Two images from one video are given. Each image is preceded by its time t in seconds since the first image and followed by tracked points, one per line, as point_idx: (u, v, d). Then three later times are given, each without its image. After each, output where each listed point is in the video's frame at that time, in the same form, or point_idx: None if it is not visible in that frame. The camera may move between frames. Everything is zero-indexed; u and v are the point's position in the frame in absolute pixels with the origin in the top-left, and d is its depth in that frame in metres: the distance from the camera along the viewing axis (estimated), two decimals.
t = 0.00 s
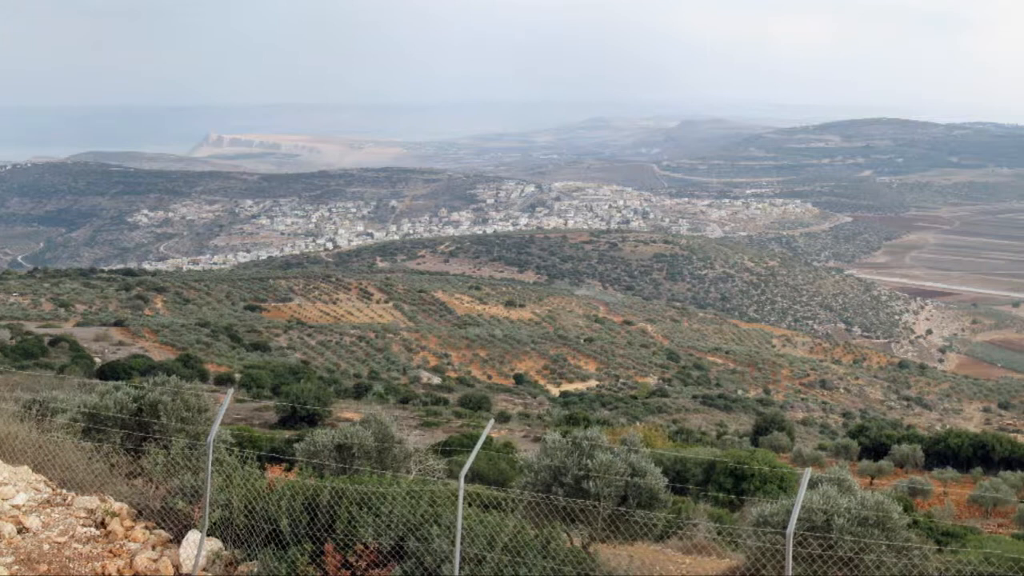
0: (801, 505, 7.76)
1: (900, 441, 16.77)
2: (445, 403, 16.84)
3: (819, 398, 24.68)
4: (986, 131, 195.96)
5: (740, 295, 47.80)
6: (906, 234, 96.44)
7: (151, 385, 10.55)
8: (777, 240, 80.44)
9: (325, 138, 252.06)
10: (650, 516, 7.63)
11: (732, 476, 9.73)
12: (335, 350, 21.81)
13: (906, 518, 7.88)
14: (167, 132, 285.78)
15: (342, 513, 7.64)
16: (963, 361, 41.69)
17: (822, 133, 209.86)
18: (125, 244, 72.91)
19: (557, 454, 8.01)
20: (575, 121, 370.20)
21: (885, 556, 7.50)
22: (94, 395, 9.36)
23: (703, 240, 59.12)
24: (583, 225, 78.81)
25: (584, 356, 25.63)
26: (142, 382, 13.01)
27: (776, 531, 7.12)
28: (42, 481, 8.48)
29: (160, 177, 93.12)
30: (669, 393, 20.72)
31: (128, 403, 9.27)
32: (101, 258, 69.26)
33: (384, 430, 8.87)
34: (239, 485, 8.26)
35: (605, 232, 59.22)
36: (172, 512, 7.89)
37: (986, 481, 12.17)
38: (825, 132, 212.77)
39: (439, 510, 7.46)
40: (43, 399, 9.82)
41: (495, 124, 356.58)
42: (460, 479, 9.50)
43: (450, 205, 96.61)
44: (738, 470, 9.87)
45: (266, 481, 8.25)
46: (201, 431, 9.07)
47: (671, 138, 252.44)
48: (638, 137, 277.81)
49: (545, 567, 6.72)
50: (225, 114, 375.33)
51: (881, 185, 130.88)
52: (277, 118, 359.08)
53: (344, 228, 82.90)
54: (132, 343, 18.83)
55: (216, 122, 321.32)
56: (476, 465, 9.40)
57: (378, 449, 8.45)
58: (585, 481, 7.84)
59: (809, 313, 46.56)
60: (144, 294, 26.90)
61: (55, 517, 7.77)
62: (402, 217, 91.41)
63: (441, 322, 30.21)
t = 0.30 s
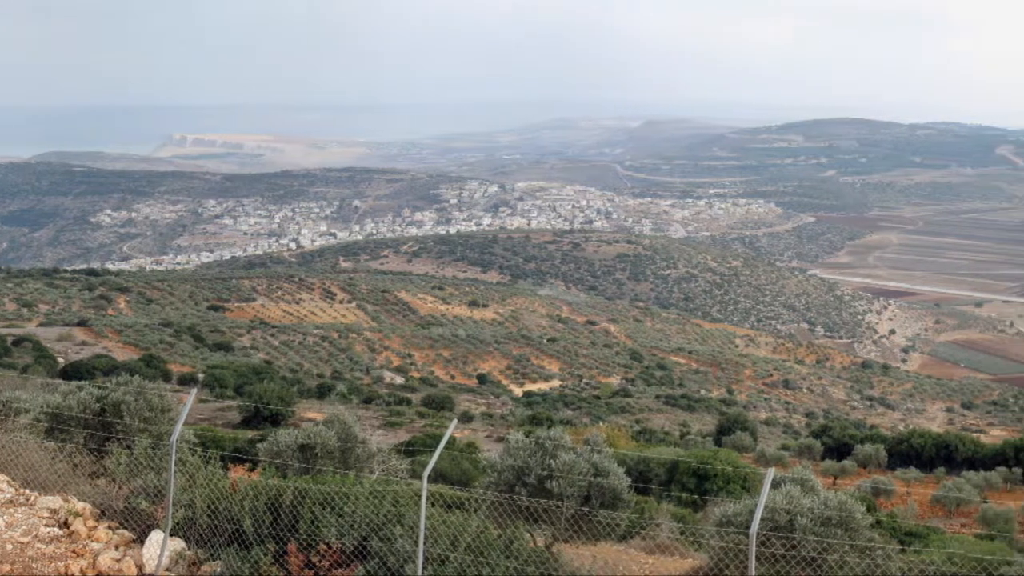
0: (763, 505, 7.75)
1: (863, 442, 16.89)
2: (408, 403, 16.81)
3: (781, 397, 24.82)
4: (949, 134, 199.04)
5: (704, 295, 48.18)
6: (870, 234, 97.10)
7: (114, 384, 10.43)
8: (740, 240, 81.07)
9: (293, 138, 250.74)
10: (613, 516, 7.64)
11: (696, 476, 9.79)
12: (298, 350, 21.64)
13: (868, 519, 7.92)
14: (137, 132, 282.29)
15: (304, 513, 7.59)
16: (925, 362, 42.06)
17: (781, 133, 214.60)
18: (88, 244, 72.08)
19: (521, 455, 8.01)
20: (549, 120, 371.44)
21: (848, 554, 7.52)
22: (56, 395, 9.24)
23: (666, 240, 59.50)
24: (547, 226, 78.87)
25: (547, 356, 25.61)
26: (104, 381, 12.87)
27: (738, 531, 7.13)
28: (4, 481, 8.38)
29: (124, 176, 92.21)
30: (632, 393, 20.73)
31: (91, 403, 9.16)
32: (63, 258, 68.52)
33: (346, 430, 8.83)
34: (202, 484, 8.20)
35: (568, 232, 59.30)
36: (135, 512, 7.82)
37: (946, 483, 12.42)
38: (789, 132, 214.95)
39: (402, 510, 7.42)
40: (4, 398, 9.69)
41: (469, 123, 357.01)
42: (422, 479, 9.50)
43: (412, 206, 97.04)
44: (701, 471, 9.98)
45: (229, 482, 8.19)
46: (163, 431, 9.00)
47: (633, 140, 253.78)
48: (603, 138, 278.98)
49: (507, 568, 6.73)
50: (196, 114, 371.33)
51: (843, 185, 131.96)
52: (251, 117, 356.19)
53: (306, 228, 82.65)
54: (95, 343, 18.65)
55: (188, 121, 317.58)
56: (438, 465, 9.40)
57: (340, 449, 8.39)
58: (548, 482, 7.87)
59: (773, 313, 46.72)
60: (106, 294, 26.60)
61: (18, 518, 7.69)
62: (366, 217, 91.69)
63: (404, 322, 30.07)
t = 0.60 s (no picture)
0: (726, 505, 7.78)
1: (827, 441, 16.97)
2: (371, 403, 16.77)
3: (745, 397, 24.89)
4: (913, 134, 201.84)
5: (667, 295, 48.45)
6: (833, 234, 97.53)
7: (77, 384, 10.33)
8: (703, 240, 81.56)
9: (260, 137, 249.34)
10: (576, 516, 7.67)
11: (659, 476, 9.86)
12: (261, 350, 21.44)
13: (831, 519, 7.98)
14: (104, 133, 278.69)
15: (267, 513, 7.53)
16: (889, 361, 42.25)
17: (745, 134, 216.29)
18: (51, 244, 71.24)
19: (484, 455, 8.03)
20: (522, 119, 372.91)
21: (811, 554, 7.54)
22: (18, 395, 9.16)
23: (629, 241, 59.83)
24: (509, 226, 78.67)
25: (510, 356, 25.50)
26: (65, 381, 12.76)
27: (702, 531, 7.12)
28: None
29: (86, 176, 91.28)
30: (596, 393, 20.66)
31: (54, 403, 9.10)
32: (26, 258, 67.71)
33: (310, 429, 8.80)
34: (165, 484, 8.15)
35: (531, 232, 59.23)
36: (99, 511, 7.75)
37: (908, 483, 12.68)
38: (752, 131, 216.41)
39: (366, 510, 7.38)
40: None
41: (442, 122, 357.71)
42: (385, 479, 9.48)
43: (376, 206, 96.83)
44: (664, 470, 10.05)
45: (192, 481, 8.13)
46: (127, 431, 8.95)
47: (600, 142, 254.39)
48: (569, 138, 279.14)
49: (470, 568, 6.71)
50: (167, 113, 367.45)
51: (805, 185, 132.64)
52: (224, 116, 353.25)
53: (270, 228, 82.16)
54: (58, 343, 18.42)
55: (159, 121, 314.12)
56: (400, 465, 9.41)
57: (303, 449, 8.36)
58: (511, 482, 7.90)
59: (736, 313, 46.84)
60: (70, 294, 26.28)
61: None
62: (328, 217, 91.38)
63: (367, 322, 29.86)
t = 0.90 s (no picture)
0: (690, 505, 7.81)
1: (789, 442, 17.08)
2: (334, 403, 16.75)
3: (707, 397, 25.00)
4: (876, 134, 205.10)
5: (630, 295, 48.68)
6: (795, 234, 98.29)
7: (38, 384, 10.23)
8: (666, 240, 82.27)
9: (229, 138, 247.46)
10: (539, 516, 7.72)
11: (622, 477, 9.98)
12: (224, 351, 21.30)
13: (794, 519, 8.05)
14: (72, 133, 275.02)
15: (231, 513, 7.49)
16: (851, 362, 42.50)
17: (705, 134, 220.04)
18: (13, 245, 70.34)
19: (448, 455, 8.07)
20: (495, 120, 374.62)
21: (771, 553, 7.57)
22: None
23: (592, 240, 60.11)
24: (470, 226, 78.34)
25: (473, 356, 25.46)
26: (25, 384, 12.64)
27: (664, 531, 7.15)
28: None
29: (47, 178, 90.35)
30: (558, 393, 20.65)
31: (16, 403, 9.02)
32: None
33: (271, 430, 8.79)
34: (127, 485, 8.07)
35: (494, 232, 59.01)
36: (61, 512, 7.68)
37: (871, 483, 12.92)
38: (715, 132, 217.39)
39: (329, 510, 7.35)
40: None
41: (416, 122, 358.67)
42: (348, 479, 9.50)
43: (339, 206, 96.28)
44: (627, 471, 10.20)
45: (155, 482, 8.06)
46: (89, 432, 8.91)
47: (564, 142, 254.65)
48: (529, 138, 279.08)
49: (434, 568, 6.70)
50: (138, 114, 363.58)
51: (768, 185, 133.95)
52: (197, 117, 350.20)
53: (233, 228, 81.60)
54: (19, 343, 18.18)
55: (132, 121, 310.55)
56: (363, 465, 9.45)
57: (265, 450, 8.34)
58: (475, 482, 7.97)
59: (698, 313, 47.08)
60: (32, 294, 25.95)
61: None
62: (291, 218, 90.82)
63: (330, 323, 29.62)
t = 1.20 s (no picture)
0: (653, 505, 7.87)
1: (752, 442, 17.25)
2: (297, 403, 16.72)
3: (671, 397, 25.05)
4: (838, 134, 208.62)
5: (593, 295, 48.91)
6: (759, 234, 99.31)
7: None
8: (630, 240, 83.02)
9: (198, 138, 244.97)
10: (502, 516, 7.79)
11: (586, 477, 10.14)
12: (187, 351, 21.17)
13: (756, 519, 8.14)
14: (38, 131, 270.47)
15: (193, 513, 7.39)
16: (814, 362, 42.67)
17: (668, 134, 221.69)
18: None
19: (412, 455, 8.15)
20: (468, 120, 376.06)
21: (734, 553, 7.60)
22: None
23: (555, 240, 60.25)
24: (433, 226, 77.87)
25: (437, 356, 25.41)
26: None
27: (627, 530, 7.17)
28: None
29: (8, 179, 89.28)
30: (522, 393, 20.65)
31: None
32: None
33: (236, 430, 8.83)
34: (91, 484, 8.00)
35: (458, 232, 58.58)
36: (24, 513, 7.63)
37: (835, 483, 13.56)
38: (677, 132, 218.04)
39: (292, 510, 7.29)
40: None
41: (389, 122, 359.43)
42: (310, 478, 9.55)
43: (302, 206, 95.19)
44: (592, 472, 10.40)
45: (119, 482, 8.02)
46: (51, 431, 8.88)
47: (529, 141, 254.83)
48: (496, 138, 278.26)
49: (397, 568, 6.70)
50: (106, 112, 359.11)
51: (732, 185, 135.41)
52: (167, 117, 345.74)
53: (196, 228, 80.82)
54: None
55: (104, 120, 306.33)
56: (326, 465, 9.50)
57: (229, 451, 8.38)
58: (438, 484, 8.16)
59: (661, 313, 47.39)
60: None
61: None
62: (255, 217, 90.00)
63: (293, 323, 29.28)
